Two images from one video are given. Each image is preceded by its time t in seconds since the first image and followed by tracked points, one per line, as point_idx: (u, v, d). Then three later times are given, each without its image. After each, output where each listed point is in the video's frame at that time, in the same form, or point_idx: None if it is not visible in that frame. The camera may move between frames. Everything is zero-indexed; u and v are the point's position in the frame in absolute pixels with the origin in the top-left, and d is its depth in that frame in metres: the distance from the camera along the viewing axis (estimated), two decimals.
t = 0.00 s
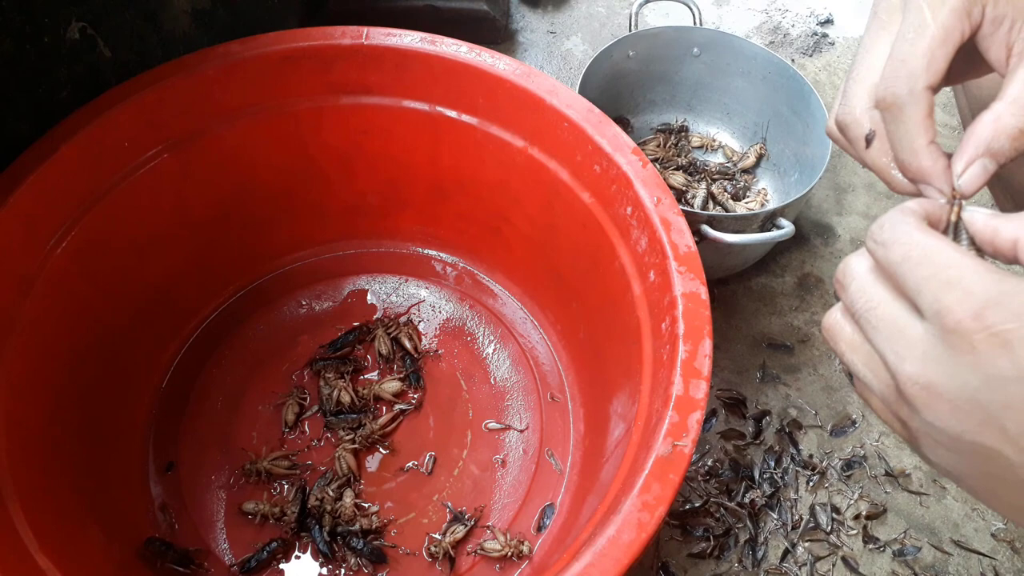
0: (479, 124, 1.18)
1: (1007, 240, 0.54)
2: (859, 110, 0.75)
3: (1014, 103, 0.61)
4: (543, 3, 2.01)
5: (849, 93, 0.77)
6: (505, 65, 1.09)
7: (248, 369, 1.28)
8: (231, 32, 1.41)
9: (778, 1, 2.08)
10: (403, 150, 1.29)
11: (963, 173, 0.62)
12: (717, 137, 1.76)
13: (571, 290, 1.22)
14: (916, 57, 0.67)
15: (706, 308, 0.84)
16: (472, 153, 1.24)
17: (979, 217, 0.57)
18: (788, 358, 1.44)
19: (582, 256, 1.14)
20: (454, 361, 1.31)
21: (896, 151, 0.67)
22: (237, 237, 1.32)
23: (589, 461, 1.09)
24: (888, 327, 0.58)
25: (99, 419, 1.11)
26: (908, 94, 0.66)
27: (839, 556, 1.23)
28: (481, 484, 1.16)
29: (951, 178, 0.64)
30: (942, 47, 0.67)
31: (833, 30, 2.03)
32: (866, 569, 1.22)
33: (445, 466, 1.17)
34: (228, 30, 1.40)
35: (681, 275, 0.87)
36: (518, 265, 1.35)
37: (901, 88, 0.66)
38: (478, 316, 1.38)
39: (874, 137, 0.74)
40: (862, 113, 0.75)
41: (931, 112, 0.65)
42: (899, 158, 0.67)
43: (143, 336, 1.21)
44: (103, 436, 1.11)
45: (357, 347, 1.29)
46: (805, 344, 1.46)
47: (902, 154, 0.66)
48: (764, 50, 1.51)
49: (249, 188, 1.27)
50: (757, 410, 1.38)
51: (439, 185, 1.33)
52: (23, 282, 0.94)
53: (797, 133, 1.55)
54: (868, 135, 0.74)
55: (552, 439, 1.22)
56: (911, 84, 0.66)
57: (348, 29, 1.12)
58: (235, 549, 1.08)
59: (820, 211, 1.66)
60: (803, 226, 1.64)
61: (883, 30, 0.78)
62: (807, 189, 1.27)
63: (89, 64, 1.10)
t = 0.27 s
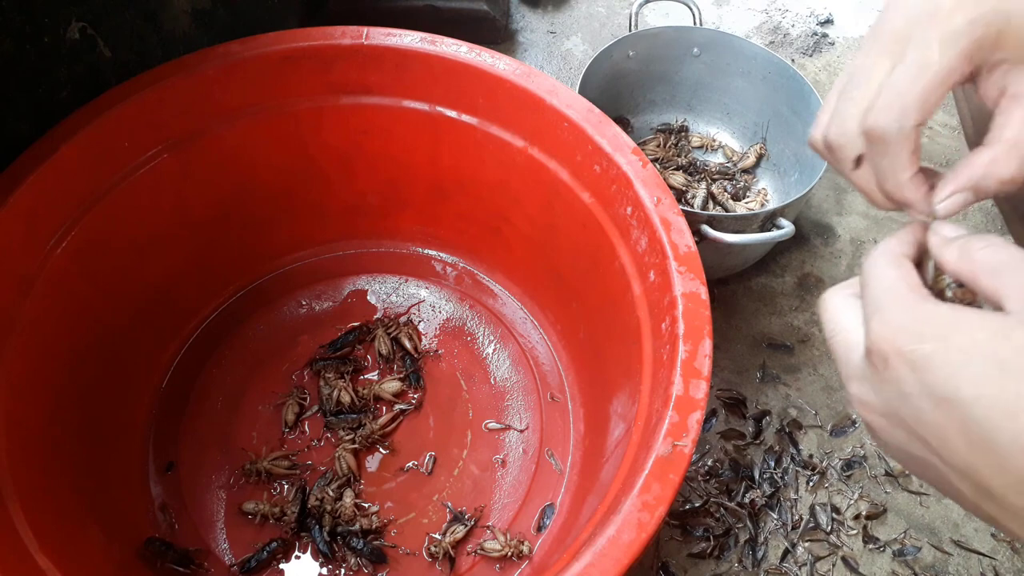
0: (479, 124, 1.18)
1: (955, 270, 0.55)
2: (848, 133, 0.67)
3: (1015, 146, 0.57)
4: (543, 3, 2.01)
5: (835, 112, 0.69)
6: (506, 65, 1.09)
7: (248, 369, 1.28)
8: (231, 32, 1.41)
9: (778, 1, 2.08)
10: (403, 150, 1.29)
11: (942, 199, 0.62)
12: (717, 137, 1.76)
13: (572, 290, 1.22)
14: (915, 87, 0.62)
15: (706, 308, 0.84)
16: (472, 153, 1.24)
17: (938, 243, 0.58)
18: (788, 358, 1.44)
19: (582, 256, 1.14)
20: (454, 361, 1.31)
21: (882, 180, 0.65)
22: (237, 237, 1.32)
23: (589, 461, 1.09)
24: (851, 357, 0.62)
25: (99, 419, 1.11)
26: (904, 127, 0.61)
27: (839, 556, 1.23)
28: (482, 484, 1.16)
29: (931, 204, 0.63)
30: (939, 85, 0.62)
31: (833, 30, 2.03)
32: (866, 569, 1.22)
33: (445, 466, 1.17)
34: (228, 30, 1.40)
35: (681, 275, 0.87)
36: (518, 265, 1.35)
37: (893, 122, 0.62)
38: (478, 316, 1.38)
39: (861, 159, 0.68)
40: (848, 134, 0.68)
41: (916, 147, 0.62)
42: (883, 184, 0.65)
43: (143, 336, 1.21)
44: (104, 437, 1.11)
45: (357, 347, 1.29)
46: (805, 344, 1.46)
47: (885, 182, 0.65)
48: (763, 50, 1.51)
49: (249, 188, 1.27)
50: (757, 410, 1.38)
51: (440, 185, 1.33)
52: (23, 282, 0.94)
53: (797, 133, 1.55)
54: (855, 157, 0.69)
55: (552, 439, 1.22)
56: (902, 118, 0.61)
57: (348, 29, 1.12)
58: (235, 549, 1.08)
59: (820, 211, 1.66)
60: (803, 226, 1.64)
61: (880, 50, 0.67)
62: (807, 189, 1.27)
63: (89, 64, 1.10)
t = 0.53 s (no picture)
0: (479, 124, 1.18)
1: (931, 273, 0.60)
2: (813, 135, 0.73)
3: (975, 142, 0.62)
4: (543, 3, 2.01)
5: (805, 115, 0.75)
6: (505, 65, 1.09)
7: (248, 369, 1.28)
8: (231, 32, 1.41)
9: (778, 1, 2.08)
10: (403, 149, 1.29)
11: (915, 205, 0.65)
12: (717, 137, 1.76)
13: (572, 290, 1.22)
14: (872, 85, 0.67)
15: (706, 308, 0.84)
16: (472, 152, 1.24)
17: (913, 247, 0.62)
18: (787, 358, 1.44)
19: (582, 256, 1.14)
20: (454, 361, 1.31)
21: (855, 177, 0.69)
22: (237, 237, 1.32)
23: (589, 461, 1.09)
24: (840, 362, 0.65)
25: (99, 418, 1.11)
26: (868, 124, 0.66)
27: (839, 556, 1.23)
28: (482, 484, 1.16)
29: (905, 203, 0.67)
30: (896, 79, 0.67)
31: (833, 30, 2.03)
32: (866, 569, 1.22)
33: (445, 466, 1.17)
34: (228, 30, 1.40)
35: (681, 275, 0.87)
36: (518, 265, 1.35)
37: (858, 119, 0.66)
38: (478, 316, 1.38)
39: (827, 156, 0.74)
40: (815, 134, 0.74)
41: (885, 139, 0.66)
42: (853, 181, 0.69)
43: (143, 336, 1.21)
44: (104, 437, 1.11)
45: (357, 347, 1.29)
46: (805, 344, 1.46)
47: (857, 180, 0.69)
48: (763, 50, 1.51)
49: (249, 188, 1.27)
50: (757, 410, 1.38)
51: (440, 185, 1.33)
52: (23, 282, 0.94)
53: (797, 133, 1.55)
54: (821, 157, 0.75)
55: (552, 439, 1.22)
56: (867, 113, 0.66)
57: (348, 29, 1.12)
58: (235, 549, 1.08)
59: (819, 211, 1.66)
60: (803, 226, 1.64)
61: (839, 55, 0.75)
62: (807, 189, 1.27)
63: (89, 64, 1.10)
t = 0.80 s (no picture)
0: (479, 124, 1.18)
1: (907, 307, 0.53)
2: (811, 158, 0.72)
3: (966, 196, 0.61)
4: (542, 3, 2.01)
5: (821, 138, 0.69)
6: (505, 65, 1.09)
7: (249, 369, 1.28)
8: (231, 32, 1.41)
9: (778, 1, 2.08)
10: (403, 149, 1.29)
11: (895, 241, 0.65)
12: (717, 138, 1.76)
13: (572, 291, 1.22)
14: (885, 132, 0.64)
15: (706, 308, 0.84)
16: (472, 152, 1.24)
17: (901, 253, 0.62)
18: (788, 358, 1.44)
19: (582, 256, 1.14)
20: (454, 361, 1.31)
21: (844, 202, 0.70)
22: (237, 237, 1.32)
23: (589, 461, 1.09)
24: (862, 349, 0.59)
25: (99, 418, 1.11)
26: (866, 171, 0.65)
27: (839, 556, 1.23)
28: (482, 484, 1.16)
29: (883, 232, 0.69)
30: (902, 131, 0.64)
31: (833, 30, 2.03)
32: (866, 569, 1.22)
33: (445, 466, 1.17)
34: (228, 30, 1.40)
35: (681, 275, 0.87)
36: (518, 265, 1.35)
37: (855, 157, 0.65)
38: (478, 316, 1.38)
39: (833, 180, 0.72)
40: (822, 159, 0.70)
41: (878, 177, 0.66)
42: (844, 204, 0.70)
43: (143, 336, 1.21)
44: (104, 437, 1.11)
45: (357, 347, 1.29)
46: (805, 344, 1.46)
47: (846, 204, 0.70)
48: (764, 50, 1.51)
49: (248, 188, 1.27)
50: (757, 410, 1.38)
51: (440, 185, 1.33)
52: (23, 282, 0.94)
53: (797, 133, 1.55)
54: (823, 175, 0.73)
55: (552, 439, 1.22)
56: (862, 154, 0.64)
57: (348, 29, 1.12)
58: (236, 549, 1.08)
59: (820, 211, 1.66)
60: (803, 226, 1.64)
61: (862, 79, 0.67)
62: (807, 189, 1.27)
63: (89, 64, 1.10)
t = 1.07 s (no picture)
0: (479, 124, 1.18)
1: (903, 287, 0.55)
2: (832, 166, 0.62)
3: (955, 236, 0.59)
4: (542, 4, 2.02)
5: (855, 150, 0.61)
6: (505, 66, 1.09)
7: (249, 369, 1.28)
8: (231, 32, 1.41)
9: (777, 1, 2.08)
10: (403, 150, 1.29)
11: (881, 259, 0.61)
12: (717, 138, 1.76)
13: (572, 291, 1.22)
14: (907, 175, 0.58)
15: (706, 307, 0.85)
16: (473, 153, 1.24)
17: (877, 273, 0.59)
18: (787, 358, 1.45)
19: (582, 256, 1.15)
20: (454, 361, 1.31)
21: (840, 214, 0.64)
22: (237, 237, 1.32)
23: (589, 461, 1.09)
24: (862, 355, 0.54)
25: (99, 418, 1.11)
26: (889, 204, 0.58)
27: (838, 556, 1.24)
28: (482, 483, 1.17)
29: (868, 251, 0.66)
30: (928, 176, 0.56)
31: (832, 30, 2.03)
32: (865, 569, 1.22)
33: (445, 466, 1.18)
34: (228, 30, 1.40)
35: (681, 275, 0.87)
36: (518, 266, 1.36)
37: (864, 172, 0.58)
38: (479, 316, 1.38)
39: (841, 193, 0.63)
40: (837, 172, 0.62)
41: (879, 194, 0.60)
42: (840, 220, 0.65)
43: (143, 336, 1.21)
44: (104, 436, 1.11)
45: (357, 347, 1.29)
46: (804, 344, 1.46)
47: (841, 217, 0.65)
48: (763, 51, 1.52)
49: (248, 188, 1.27)
50: (756, 410, 1.38)
51: (440, 185, 1.33)
52: (24, 282, 0.94)
53: (796, 133, 1.55)
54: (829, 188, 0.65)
55: (552, 439, 1.22)
56: (882, 182, 0.57)
57: (348, 29, 1.13)
58: (236, 549, 1.08)
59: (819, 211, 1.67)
60: (802, 226, 1.64)
61: (907, 110, 0.57)
62: (806, 189, 1.27)
63: (89, 64, 1.10)
